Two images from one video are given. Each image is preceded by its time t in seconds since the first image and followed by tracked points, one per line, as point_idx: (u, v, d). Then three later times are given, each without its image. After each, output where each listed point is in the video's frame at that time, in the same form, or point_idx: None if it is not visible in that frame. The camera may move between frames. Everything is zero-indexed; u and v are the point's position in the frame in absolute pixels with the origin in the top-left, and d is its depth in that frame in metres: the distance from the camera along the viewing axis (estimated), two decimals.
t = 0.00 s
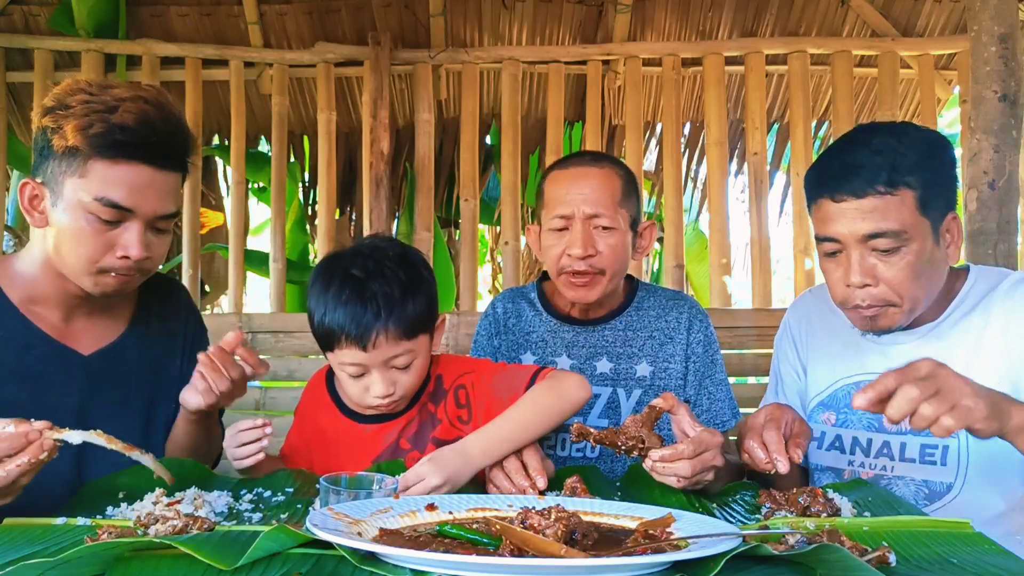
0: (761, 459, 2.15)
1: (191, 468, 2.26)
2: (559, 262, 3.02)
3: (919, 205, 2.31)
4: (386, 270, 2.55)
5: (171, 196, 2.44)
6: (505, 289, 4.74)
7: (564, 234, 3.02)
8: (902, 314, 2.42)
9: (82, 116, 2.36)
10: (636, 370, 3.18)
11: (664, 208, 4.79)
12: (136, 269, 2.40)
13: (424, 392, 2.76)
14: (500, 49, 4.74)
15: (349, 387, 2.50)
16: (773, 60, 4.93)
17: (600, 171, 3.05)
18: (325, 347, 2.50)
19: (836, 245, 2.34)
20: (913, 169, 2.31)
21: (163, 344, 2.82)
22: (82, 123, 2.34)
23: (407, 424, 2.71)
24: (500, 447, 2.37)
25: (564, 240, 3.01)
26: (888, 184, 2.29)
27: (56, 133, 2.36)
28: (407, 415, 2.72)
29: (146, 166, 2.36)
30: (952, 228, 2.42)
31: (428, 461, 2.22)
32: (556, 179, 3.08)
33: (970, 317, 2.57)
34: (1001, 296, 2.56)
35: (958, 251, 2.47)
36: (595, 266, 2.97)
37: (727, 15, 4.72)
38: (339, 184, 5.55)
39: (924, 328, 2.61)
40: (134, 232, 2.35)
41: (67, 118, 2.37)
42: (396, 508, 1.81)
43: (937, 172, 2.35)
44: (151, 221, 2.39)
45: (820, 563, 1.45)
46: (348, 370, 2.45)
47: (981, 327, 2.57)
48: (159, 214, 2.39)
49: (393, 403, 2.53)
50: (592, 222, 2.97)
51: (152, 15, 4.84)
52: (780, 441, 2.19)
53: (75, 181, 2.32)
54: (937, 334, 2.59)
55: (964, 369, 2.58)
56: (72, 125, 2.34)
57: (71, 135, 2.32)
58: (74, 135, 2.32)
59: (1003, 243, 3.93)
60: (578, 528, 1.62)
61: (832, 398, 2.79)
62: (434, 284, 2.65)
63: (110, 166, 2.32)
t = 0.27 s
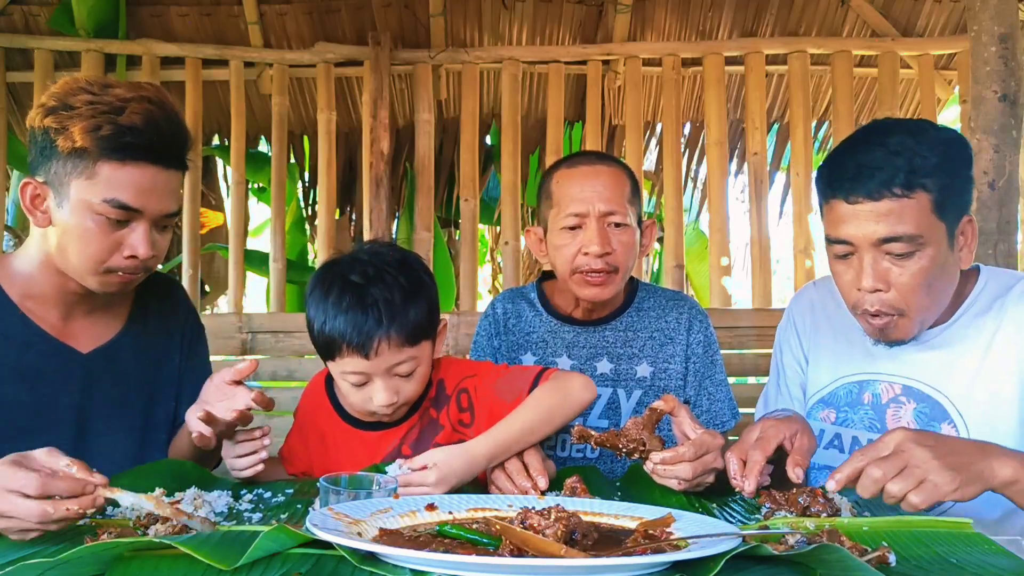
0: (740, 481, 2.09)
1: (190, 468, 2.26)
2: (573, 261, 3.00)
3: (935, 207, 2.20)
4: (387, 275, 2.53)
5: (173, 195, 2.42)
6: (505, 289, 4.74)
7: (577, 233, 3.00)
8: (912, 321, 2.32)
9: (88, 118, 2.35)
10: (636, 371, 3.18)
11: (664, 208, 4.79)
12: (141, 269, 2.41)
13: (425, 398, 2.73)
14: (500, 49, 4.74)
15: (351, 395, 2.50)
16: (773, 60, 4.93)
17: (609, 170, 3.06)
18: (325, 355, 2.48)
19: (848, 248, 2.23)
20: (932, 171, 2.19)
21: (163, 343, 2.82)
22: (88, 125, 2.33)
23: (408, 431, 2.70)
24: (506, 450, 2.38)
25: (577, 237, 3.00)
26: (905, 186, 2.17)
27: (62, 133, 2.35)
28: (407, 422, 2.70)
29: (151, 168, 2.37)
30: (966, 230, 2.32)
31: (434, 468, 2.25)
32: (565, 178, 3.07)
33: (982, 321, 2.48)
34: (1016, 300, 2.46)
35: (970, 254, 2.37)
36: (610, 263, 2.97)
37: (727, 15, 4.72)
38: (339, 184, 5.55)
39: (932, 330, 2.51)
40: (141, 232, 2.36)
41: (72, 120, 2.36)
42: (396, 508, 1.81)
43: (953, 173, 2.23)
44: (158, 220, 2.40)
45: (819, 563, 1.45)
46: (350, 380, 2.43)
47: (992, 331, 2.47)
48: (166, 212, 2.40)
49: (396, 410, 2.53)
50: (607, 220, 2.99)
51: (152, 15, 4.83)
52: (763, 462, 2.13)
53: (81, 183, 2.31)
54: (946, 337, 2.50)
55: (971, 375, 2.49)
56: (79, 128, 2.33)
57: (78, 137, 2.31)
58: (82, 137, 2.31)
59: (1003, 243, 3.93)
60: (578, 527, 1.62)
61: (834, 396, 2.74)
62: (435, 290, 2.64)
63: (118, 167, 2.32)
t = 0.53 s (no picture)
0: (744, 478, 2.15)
1: (190, 468, 2.27)
2: (577, 262, 3.00)
3: (940, 212, 2.20)
4: (390, 281, 2.54)
5: (167, 190, 2.44)
6: (505, 289, 4.74)
7: (580, 235, 3.01)
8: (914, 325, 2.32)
9: (83, 113, 2.35)
10: (636, 372, 3.19)
11: (664, 208, 4.80)
12: (138, 265, 2.42)
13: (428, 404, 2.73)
14: (500, 50, 4.74)
15: (353, 402, 2.50)
16: (773, 60, 4.93)
17: (609, 171, 3.06)
18: (326, 361, 2.49)
19: (851, 252, 2.23)
20: (938, 175, 2.19)
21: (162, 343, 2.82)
22: (84, 119, 2.34)
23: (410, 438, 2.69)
24: (501, 446, 2.39)
25: (580, 241, 3.01)
26: (909, 190, 2.17)
27: (57, 129, 2.35)
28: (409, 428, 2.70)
29: (148, 160, 2.38)
30: (969, 234, 2.32)
31: (427, 456, 2.25)
32: (567, 179, 3.07)
33: (982, 322, 2.48)
34: (1016, 304, 2.46)
35: (973, 257, 2.37)
36: (612, 266, 2.98)
37: (727, 15, 4.72)
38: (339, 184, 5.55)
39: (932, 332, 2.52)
40: (137, 228, 2.36)
41: (67, 115, 2.36)
42: (396, 508, 1.81)
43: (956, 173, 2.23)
44: (154, 215, 2.41)
45: (819, 562, 1.46)
46: (351, 387, 2.44)
47: (992, 335, 2.47)
48: (162, 208, 2.42)
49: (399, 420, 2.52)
50: (611, 223, 2.99)
51: (152, 15, 4.84)
52: (766, 460, 2.16)
53: (76, 178, 2.32)
54: (945, 339, 2.51)
55: (971, 378, 2.49)
56: (74, 122, 2.34)
57: (74, 131, 2.32)
58: (77, 131, 2.32)
59: (1002, 243, 3.94)
60: (578, 527, 1.63)
61: (832, 395, 2.74)
62: (438, 297, 2.64)
63: (113, 161, 2.33)
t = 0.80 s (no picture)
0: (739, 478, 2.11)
1: (190, 469, 2.26)
2: (583, 263, 2.99)
3: (935, 210, 2.19)
4: (389, 298, 2.51)
5: (158, 184, 2.43)
6: (505, 289, 4.74)
7: (584, 237, 3.00)
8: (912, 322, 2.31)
9: (70, 108, 2.35)
10: (636, 373, 3.18)
11: (664, 208, 4.79)
12: (127, 260, 2.42)
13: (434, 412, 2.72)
14: (500, 50, 4.74)
15: (352, 419, 2.48)
16: (773, 60, 4.93)
17: (610, 173, 3.05)
18: (323, 379, 2.47)
19: (846, 249, 2.23)
20: (932, 173, 2.20)
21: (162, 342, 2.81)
22: (71, 113, 2.33)
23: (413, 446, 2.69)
24: (504, 445, 2.41)
25: (582, 242, 3.00)
26: (903, 187, 2.17)
27: (45, 125, 2.34)
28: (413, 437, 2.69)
29: (136, 153, 2.38)
30: (967, 231, 2.31)
31: (433, 437, 2.30)
32: (570, 181, 3.06)
33: (982, 319, 2.47)
34: (1015, 301, 2.45)
35: (971, 254, 2.35)
36: (619, 267, 2.97)
37: (727, 15, 4.72)
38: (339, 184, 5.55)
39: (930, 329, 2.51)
40: (128, 222, 2.37)
41: (55, 110, 2.35)
42: (396, 508, 1.81)
43: (953, 172, 2.23)
44: (143, 210, 2.40)
45: (820, 563, 1.45)
46: (348, 404, 2.42)
47: (990, 331, 2.47)
48: (152, 202, 2.42)
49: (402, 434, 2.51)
50: (614, 224, 2.98)
51: (152, 15, 4.84)
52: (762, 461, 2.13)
53: (65, 173, 2.32)
54: (944, 336, 2.50)
55: (969, 375, 2.49)
56: (62, 117, 2.33)
57: (61, 126, 2.32)
58: (64, 126, 2.32)
59: (1002, 243, 3.94)
60: (579, 528, 1.62)
61: (831, 393, 2.74)
62: (438, 314, 2.60)
63: (102, 155, 2.32)
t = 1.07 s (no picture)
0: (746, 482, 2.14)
1: (190, 469, 2.26)
2: (558, 266, 3.01)
3: (936, 210, 2.19)
4: (378, 318, 2.40)
5: (156, 191, 2.43)
6: (505, 289, 4.74)
7: (564, 241, 3.01)
8: (913, 324, 2.33)
9: (74, 111, 2.36)
10: (635, 373, 3.18)
11: (664, 208, 4.79)
12: (123, 266, 2.40)
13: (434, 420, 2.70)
14: (500, 50, 4.74)
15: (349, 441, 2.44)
16: (773, 60, 4.92)
17: (604, 176, 3.04)
18: (316, 401, 2.40)
19: (847, 250, 2.23)
20: (933, 173, 2.19)
21: (162, 341, 2.81)
22: (73, 117, 2.35)
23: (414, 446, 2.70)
24: (506, 451, 2.40)
25: (565, 245, 3.00)
26: (905, 188, 2.16)
27: (48, 127, 2.35)
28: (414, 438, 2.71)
29: (137, 158, 2.38)
30: (968, 232, 2.31)
31: (434, 447, 2.28)
32: (560, 183, 3.06)
33: (982, 320, 2.47)
34: (1015, 303, 2.45)
35: (972, 256, 2.36)
36: (593, 274, 2.97)
37: (727, 15, 4.72)
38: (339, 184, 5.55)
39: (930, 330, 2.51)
40: (124, 227, 2.36)
41: (59, 114, 2.37)
42: (397, 508, 1.81)
43: (953, 171, 2.23)
44: (140, 217, 2.40)
45: (820, 563, 1.45)
46: (349, 430, 2.37)
47: (990, 333, 2.47)
48: (148, 210, 2.40)
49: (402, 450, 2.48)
50: (594, 231, 2.97)
51: (152, 15, 4.84)
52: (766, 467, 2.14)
53: (65, 176, 2.32)
54: (944, 337, 2.50)
55: (970, 377, 2.49)
56: (64, 120, 2.34)
57: (64, 129, 2.33)
58: (67, 129, 2.33)
59: (1002, 243, 3.94)
60: (579, 528, 1.62)
61: (831, 393, 2.74)
62: (429, 330, 2.52)
63: (102, 159, 2.33)
